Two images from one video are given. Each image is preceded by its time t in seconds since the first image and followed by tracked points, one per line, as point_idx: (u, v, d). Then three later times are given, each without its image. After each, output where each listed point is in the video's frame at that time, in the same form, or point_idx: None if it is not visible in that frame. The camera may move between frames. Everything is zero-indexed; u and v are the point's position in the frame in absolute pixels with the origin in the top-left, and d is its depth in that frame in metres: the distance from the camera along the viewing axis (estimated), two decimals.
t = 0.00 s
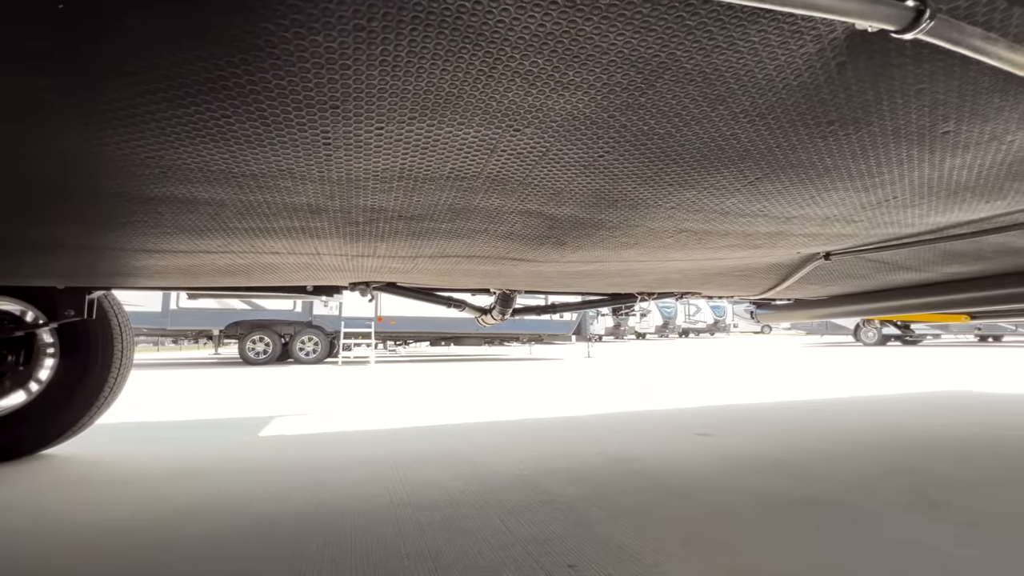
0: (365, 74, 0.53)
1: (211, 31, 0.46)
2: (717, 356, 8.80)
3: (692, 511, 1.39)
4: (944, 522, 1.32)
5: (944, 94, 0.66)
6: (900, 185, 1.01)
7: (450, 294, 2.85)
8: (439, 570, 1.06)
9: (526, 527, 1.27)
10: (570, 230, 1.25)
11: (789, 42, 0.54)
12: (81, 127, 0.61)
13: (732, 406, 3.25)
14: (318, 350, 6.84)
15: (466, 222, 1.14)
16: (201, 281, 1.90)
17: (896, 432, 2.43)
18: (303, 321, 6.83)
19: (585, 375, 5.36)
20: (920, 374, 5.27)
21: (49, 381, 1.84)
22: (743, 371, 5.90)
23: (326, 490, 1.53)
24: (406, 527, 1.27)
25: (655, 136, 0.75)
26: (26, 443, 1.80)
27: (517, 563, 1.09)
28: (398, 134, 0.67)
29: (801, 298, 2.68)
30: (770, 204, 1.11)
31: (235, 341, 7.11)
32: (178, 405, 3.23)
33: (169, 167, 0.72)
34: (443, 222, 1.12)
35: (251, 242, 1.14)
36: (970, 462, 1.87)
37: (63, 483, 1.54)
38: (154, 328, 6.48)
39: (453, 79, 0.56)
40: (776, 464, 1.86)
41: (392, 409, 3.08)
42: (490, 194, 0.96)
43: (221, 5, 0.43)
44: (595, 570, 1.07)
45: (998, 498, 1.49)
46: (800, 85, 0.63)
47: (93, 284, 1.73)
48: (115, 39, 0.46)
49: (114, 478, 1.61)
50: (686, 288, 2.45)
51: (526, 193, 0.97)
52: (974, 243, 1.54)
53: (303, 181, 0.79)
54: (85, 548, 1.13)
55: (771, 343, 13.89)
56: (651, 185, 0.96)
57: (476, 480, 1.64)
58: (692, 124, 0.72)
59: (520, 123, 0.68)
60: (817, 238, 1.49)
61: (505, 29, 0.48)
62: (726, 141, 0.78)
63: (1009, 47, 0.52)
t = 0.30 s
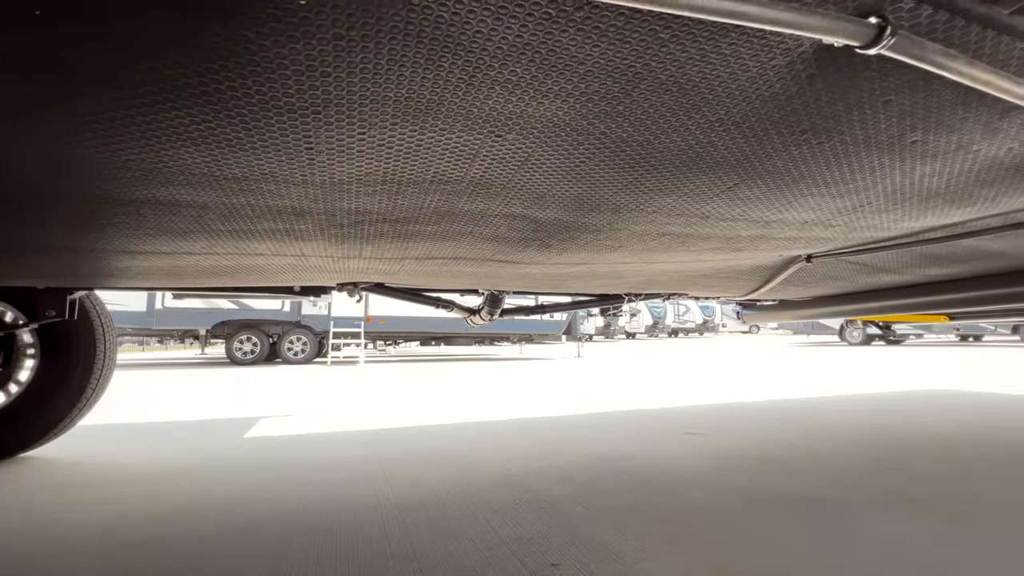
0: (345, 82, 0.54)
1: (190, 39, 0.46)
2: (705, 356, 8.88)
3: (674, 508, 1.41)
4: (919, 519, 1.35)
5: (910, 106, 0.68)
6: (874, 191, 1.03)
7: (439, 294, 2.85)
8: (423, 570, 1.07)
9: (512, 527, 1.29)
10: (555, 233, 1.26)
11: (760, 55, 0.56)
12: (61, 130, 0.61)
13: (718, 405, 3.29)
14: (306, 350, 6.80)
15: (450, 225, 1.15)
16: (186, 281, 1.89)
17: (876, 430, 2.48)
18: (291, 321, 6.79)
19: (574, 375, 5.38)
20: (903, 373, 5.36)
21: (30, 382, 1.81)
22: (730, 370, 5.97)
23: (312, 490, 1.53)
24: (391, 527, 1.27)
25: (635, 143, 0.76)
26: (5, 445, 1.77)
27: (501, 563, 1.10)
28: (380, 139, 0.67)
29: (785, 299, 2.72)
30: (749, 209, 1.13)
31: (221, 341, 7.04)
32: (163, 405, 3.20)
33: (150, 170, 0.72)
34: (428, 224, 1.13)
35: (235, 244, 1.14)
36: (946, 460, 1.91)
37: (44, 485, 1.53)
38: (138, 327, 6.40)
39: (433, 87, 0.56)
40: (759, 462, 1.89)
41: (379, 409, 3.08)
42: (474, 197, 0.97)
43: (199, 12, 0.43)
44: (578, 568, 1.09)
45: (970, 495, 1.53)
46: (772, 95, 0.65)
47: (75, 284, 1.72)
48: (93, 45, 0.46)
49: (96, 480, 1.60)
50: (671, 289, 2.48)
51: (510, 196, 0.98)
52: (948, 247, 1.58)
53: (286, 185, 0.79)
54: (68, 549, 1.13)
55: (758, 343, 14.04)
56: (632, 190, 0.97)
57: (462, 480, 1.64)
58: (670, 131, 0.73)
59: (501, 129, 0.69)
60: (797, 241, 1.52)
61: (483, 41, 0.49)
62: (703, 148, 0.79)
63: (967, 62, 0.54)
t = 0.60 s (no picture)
0: (337, 91, 0.54)
1: (181, 49, 0.47)
2: (703, 354, 8.89)
3: (670, 509, 1.42)
4: (911, 520, 1.36)
5: (900, 114, 0.69)
6: (867, 196, 1.04)
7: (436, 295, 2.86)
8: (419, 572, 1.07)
9: (508, 528, 1.29)
10: (550, 236, 1.27)
11: (749, 65, 0.57)
12: (54, 138, 0.61)
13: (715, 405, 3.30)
14: (304, 350, 6.79)
15: (445, 228, 1.16)
16: (182, 283, 1.89)
17: (871, 430, 2.49)
18: (289, 320, 6.78)
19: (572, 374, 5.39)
20: (900, 372, 5.38)
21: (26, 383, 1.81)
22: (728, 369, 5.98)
23: (309, 491, 1.53)
24: (388, 529, 1.28)
25: (627, 149, 0.77)
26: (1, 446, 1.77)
27: (497, 565, 1.11)
28: (373, 145, 0.67)
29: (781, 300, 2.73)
30: (743, 213, 1.14)
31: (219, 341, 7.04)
32: (160, 405, 3.20)
33: (144, 176, 0.72)
34: (423, 228, 1.14)
35: (230, 247, 1.14)
36: (940, 461, 1.92)
37: (41, 486, 1.53)
38: (136, 327, 6.40)
39: (425, 96, 0.57)
40: (755, 462, 1.90)
41: (377, 409, 3.08)
42: (468, 201, 0.97)
43: (189, 22, 0.44)
44: (572, 570, 1.09)
45: (962, 495, 1.54)
46: (763, 104, 0.65)
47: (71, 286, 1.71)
48: (84, 54, 0.46)
49: (92, 481, 1.60)
50: (668, 290, 2.49)
51: (504, 201, 0.98)
52: (942, 250, 1.59)
53: (281, 190, 0.79)
54: (66, 550, 1.13)
55: (755, 342, 14.07)
56: (626, 194, 0.98)
57: (459, 481, 1.65)
58: (662, 138, 0.74)
59: (493, 135, 0.69)
60: (791, 244, 1.53)
61: (473, 52, 0.50)
62: (696, 154, 0.80)
63: (954, 72, 0.55)
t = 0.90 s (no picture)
0: (348, 93, 0.54)
1: (196, 53, 0.47)
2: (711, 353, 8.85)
3: (677, 509, 1.41)
4: (921, 520, 1.35)
5: (911, 112, 0.69)
6: (877, 194, 1.03)
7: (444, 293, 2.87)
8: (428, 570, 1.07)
9: (516, 527, 1.29)
10: (558, 235, 1.27)
11: (758, 65, 0.56)
12: (72, 140, 0.62)
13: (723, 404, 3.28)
14: (312, 348, 6.84)
15: (454, 228, 1.16)
16: (194, 282, 1.91)
17: (882, 429, 2.47)
18: (297, 319, 6.82)
19: (580, 373, 5.40)
20: (912, 372, 5.32)
21: (41, 381, 1.84)
22: (736, 368, 5.95)
23: (318, 489, 1.54)
24: (396, 526, 1.29)
25: (636, 148, 0.77)
26: (19, 442, 1.80)
27: (504, 563, 1.11)
28: (383, 146, 0.68)
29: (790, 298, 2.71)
30: (752, 212, 1.13)
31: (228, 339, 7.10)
32: (172, 403, 3.24)
33: (158, 178, 0.73)
34: (432, 227, 1.14)
35: (242, 247, 1.16)
36: (952, 460, 1.90)
37: (56, 483, 1.55)
38: (147, 325, 6.48)
39: (435, 98, 0.57)
40: (764, 462, 1.89)
41: (385, 407, 3.10)
42: (477, 201, 0.98)
43: (203, 26, 0.44)
44: (579, 568, 1.09)
45: (973, 496, 1.53)
46: (772, 103, 0.65)
47: (85, 285, 1.74)
48: (101, 59, 0.47)
49: (105, 477, 1.62)
50: (676, 288, 2.48)
51: (511, 200, 0.99)
52: (955, 248, 1.57)
53: (292, 191, 0.80)
54: (81, 546, 1.15)
55: (764, 341, 13.98)
56: (633, 194, 0.98)
57: (467, 479, 1.65)
58: (671, 137, 0.74)
59: (503, 135, 0.70)
60: (801, 243, 1.52)
61: (483, 53, 0.50)
62: (704, 153, 0.80)
63: (967, 70, 0.54)
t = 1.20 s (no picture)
0: (365, 97, 0.55)
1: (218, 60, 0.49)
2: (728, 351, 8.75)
3: (694, 508, 1.41)
4: (944, 523, 1.32)
5: (934, 107, 0.67)
6: (899, 190, 1.01)
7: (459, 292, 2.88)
8: (444, 566, 1.08)
9: (531, 524, 1.30)
10: (572, 234, 1.27)
11: (774, 62, 0.56)
12: (98, 144, 0.64)
13: (740, 403, 3.25)
14: (330, 346, 6.93)
15: (469, 227, 1.17)
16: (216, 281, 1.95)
17: (904, 429, 2.42)
18: (315, 317, 6.91)
19: (595, 370, 5.39)
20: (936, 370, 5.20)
21: (71, 376, 1.90)
22: (754, 367, 5.88)
23: (335, 485, 1.57)
24: (413, 522, 1.30)
25: (650, 147, 0.77)
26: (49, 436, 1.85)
27: (519, 560, 1.11)
28: (399, 148, 0.69)
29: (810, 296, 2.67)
30: (769, 209, 1.12)
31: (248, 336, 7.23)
32: (194, 399, 3.31)
33: (181, 181, 0.75)
34: (446, 227, 1.15)
35: (262, 248, 1.18)
36: (977, 462, 1.86)
37: (85, 475, 1.60)
38: (171, 323, 6.64)
39: (450, 100, 0.58)
40: (781, 461, 1.86)
41: (401, 404, 3.13)
42: (491, 200, 0.98)
43: (218, 31, 0.45)
44: (595, 566, 1.10)
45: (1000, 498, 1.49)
46: (789, 99, 0.64)
47: (112, 285, 1.79)
48: (124, 64, 0.48)
49: (131, 471, 1.67)
50: (692, 286, 2.46)
51: (526, 199, 0.99)
52: (981, 244, 1.53)
53: (310, 192, 0.82)
54: (107, 538, 1.18)
55: (783, 338, 13.78)
56: (648, 193, 0.98)
57: (481, 477, 1.66)
58: (686, 136, 0.73)
59: (516, 136, 0.70)
60: (821, 240, 1.50)
61: (498, 55, 0.50)
62: (720, 151, 0.79)
63: (992, 64, 0.53)
